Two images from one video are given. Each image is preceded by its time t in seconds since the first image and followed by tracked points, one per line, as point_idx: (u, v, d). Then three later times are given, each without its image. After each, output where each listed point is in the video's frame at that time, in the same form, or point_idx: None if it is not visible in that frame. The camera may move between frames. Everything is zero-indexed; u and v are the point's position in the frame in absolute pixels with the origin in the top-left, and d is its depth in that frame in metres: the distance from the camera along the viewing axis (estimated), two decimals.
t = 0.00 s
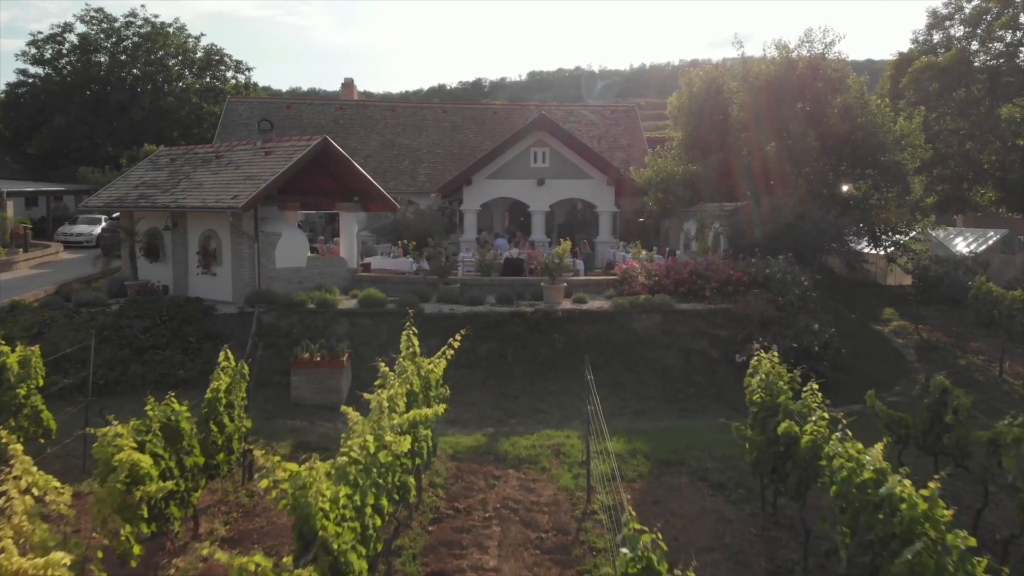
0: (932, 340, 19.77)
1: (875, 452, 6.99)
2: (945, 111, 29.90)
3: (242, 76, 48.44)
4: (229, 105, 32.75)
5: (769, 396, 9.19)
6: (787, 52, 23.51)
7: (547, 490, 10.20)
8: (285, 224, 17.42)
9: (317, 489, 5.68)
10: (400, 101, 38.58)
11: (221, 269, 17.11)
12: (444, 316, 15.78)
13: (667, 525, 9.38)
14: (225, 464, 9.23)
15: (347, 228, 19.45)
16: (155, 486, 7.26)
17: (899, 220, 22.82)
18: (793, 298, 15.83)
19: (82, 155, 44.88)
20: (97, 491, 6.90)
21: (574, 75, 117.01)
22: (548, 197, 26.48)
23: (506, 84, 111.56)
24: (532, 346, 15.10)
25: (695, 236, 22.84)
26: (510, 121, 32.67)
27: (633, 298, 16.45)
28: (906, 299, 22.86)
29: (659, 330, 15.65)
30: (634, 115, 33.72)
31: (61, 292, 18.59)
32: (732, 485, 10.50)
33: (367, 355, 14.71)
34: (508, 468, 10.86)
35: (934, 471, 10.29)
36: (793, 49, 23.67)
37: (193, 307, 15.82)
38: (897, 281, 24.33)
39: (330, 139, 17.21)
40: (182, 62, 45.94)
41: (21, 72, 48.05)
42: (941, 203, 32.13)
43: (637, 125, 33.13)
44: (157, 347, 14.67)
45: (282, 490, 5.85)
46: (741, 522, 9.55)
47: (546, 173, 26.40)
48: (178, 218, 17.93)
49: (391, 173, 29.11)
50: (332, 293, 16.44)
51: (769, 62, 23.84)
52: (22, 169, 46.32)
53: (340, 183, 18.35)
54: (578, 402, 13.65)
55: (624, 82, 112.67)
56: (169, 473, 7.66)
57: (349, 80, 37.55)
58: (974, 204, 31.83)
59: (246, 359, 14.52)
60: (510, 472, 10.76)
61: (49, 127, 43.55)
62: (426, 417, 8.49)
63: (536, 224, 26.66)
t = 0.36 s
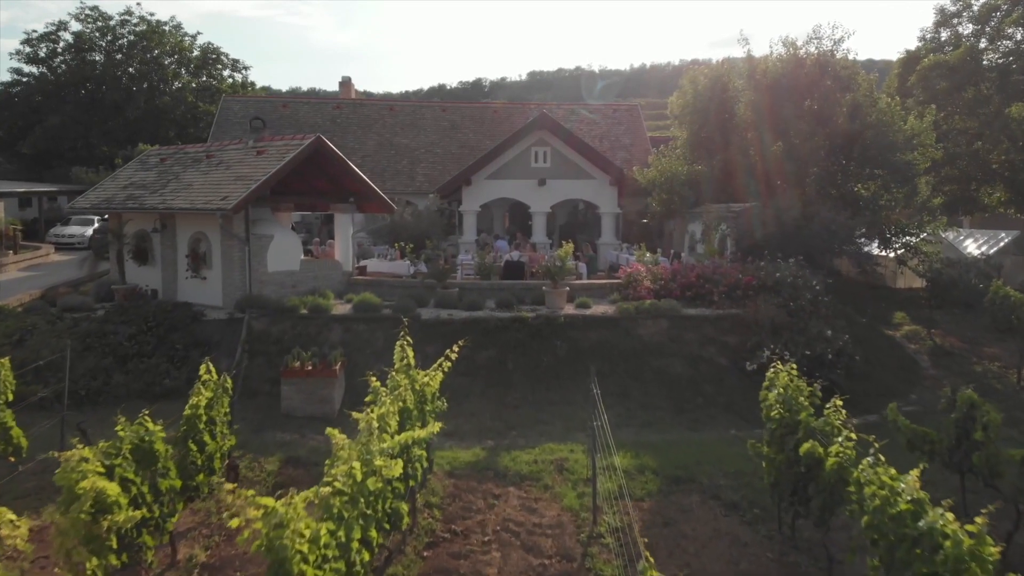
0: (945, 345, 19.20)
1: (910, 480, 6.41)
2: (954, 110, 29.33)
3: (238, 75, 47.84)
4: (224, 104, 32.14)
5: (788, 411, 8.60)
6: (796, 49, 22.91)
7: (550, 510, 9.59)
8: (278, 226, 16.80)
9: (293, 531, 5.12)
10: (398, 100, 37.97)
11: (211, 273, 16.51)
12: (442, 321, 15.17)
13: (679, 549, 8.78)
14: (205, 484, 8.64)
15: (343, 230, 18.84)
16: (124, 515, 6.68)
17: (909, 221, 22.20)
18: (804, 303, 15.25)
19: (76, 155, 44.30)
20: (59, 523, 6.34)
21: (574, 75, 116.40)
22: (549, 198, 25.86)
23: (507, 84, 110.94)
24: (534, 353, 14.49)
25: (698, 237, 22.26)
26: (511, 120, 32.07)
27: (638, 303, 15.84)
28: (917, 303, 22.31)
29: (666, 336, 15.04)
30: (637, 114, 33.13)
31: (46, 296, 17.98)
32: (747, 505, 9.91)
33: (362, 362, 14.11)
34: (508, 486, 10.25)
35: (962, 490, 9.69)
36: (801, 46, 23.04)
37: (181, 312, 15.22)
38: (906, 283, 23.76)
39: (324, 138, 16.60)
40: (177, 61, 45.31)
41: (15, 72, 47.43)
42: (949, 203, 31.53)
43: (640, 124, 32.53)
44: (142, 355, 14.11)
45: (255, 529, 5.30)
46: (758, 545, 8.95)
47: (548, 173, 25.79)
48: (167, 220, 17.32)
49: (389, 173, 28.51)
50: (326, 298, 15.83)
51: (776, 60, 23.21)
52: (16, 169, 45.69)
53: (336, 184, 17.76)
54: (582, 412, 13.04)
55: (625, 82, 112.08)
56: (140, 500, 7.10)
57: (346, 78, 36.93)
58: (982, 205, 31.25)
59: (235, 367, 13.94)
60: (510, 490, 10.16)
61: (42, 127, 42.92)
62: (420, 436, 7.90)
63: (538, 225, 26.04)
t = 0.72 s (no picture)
0: (960, 351, 18.60)
1: (951, 512, 5.83)
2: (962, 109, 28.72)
3: (235, 75, 47.22)
4: (219, 103, 31.54)
5: (809, 430, 8.00)
6: (803, 47, 22.32)
7: (553, 534, 8.98)
8: (269, 228, 16.19)
9: None
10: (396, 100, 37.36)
11: (201, 277, 15.89)
12: (439, 328, 14.55)
13: None
14: (182, 508, 8.02)
15: (337, 232, 18.19)
16: (85, 549, 6.12)
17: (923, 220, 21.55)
18: (817, 308, 14.65)
19: (70, 155, 43.71)
20: (14, 562, 5.78)
21: (574, 75, 115.78)
22: (550, 198, 25.25)
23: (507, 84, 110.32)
24: (535, 361, 13.87)
25: (704, 239, 21.65)
26: (511, 119, 31.46)
27: (644, 308, 15.23)
28: (928, 307, 21.70)
29: (673, 343, 14.43)
30: (639, 113, 32.52)
31: (30, 301, 17.37)
32: (764, 528, 9.29)
33: (356, 371, 13.51)
34: (509, 507, 9.65)
35: (992, 512, 9.08)
36: (809, 43, 22.40)
37: (167, 318, 14.63)
38: (917, 287, 22.98)
39: (317, 137, 16.00)
40: (173, 59, 44.67)
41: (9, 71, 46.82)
42: (957, 204, 30.91)
43: (642, 123, 31.92)
44: (126, 363, 13.50)
45: None
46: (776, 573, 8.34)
47: (549, 173, 25.19)
48: (156, 222, 16.71)
49: (386, 173, 27.91)
50: (318, 304, 15.22)
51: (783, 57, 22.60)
52: (10, 169, 45.07)
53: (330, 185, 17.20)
54: (586, 424, 12.43)
55: (625, 82, 111.41)
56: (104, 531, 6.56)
57: (344, 77, 36.31)
58: (991, 206, 30.63)
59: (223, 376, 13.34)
60: (510, 510, 9.56)
61: (36, 126, 42.32)
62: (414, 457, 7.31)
63: (539, 227, 25.42)
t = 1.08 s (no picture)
0: (975, 358, 17.99)
1: (1002, 555, 5.24)
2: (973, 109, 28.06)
3: (231, 74, 46.57)
4: (213, 102, 30.92)
5: (834, 453, 7.41)
6: (811, 45, 21.73)
7: (556, 562, 8.38)
8: (260, 231, 15.56)
9: None
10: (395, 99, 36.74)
11: (189, 282, 15.29)
12: (437, 335, 13.94)
13: None
14: (156, 538, 7.40)
15: (331, 235, 17.57)
16: None
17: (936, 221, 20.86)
18: (830, 315, 14.03)
19: (63, 156, 43.09)
20: None
21: (575, 75, 115.01)
22: (551, 200, 24.65)
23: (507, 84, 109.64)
24: (537, 371, 13.27)
25: (709, 242, 21.03)
26: (511, 119, 30.84)
27: (650, 315, 14.62)
28: (941, 312, 21.10)
29: (680, 352, 13.83)
30: (642, 112, 31.89)
31: (13, 306, 16.77)
32: (782, 555, 8.69)
33: (349, 382, 12.90)
34: (509, 531, 9.05)
35: None
36: (818, 40, 21.79)
37: (153, 326, 14.03)
38: (929, 290, 22.32)
39: (310, 136, 15.39)
40: (168, 58, 44.00)
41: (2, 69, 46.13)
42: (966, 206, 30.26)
43: (645, 122, 31.29)
44: (108, 373, 12.90)
45: None
46: None
47: (550, 173, 24.58)
48: (143, 225, 16.10)
49: (384, 174, 27.30)
50: (310, 310, 14.62)
51: (790, 56, 22.00)
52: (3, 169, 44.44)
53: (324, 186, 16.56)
54: (591, 439, 11.81)
55: (625, 83, 110.69)
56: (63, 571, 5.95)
57: (341, 76, 35.66)
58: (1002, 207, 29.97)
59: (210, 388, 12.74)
60: (511, 535, 8.97)
61: (29, 126, 41.69)
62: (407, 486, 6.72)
63: (540, 229, 24.81)
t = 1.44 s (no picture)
0: (991, 367, 17.40)
1: None
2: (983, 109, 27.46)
3: (228, 73, 45.95)
4: (207, 102, 30.32)
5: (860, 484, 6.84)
6: (819, 44, 21.16)
7: None
8: (250, 236, 14.96)
9: None
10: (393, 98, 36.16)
11: (176, 289, 14.70)
12: (434, 345, 13.34)
13: None
14: None
15: (324, 239, 16.97)
16: None
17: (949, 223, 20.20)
18: (844, 324, 13.45)
19: (57, 157, 42.47)
20: None
21: (574, 75, 114.35)
22: (552, 202, 24.06)
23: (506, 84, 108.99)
24: (538, 383, 12.67)
25: (715, 246, 20.43)
26: (511, 119, 30.23)
27: (656, 324, 14.02)
28: (953, 317, 20.51)
29: (688, 363, 13.23)
30: (645, 112, 31.33)
31: None
32: None
33: (341, 396, 12.31)
34: (510, 560, 8.46)
35: None
36: (826, 39, 21.22)
37: (138, 335, 13.44)
38: (939, 295, 21.69)
39: (301, 137, 14.79)
40: (164, 58, 43.37)
41: None
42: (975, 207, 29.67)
43: (648, 122, 30.71)
44: (90, 386, 12.30)
45: None
46: None
47: (550, 175, 23.99)
48: (129, 230, 15.50)
49: (381, 175, 26.72)
50: (302, 319, 14.04)
51: (797, 55, 21.43)
52: None
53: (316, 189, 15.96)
54: (596, 457, 11.22)
55: (625, 83, 110.04)
56: None
57: (338, 76, 35.07)
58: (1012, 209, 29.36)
59: (196, 401, 12.17)
60: (511, 565, 8.38)
61: (22, 126, 41.07)
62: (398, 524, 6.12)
63: (540, 232, 24.21)
